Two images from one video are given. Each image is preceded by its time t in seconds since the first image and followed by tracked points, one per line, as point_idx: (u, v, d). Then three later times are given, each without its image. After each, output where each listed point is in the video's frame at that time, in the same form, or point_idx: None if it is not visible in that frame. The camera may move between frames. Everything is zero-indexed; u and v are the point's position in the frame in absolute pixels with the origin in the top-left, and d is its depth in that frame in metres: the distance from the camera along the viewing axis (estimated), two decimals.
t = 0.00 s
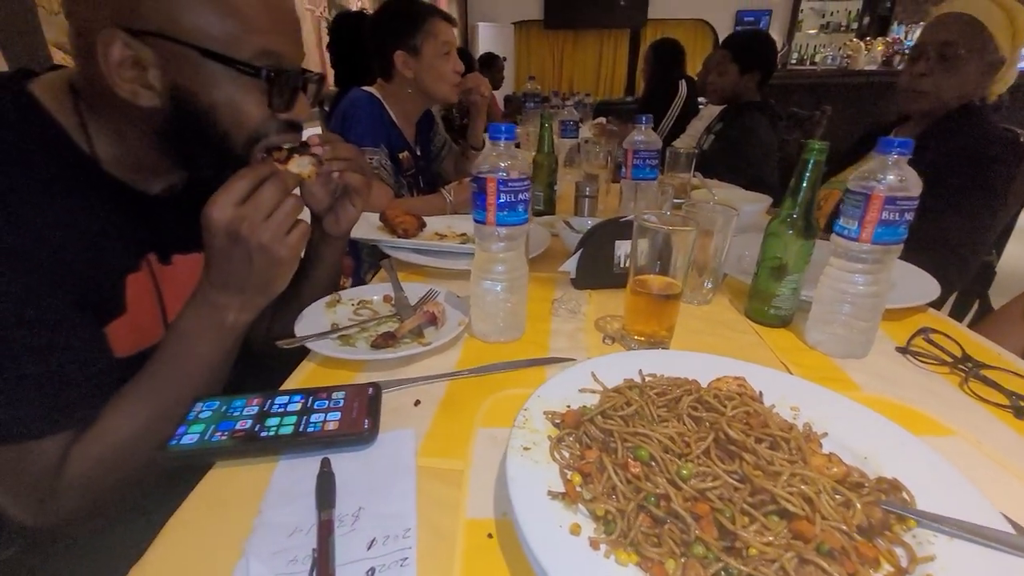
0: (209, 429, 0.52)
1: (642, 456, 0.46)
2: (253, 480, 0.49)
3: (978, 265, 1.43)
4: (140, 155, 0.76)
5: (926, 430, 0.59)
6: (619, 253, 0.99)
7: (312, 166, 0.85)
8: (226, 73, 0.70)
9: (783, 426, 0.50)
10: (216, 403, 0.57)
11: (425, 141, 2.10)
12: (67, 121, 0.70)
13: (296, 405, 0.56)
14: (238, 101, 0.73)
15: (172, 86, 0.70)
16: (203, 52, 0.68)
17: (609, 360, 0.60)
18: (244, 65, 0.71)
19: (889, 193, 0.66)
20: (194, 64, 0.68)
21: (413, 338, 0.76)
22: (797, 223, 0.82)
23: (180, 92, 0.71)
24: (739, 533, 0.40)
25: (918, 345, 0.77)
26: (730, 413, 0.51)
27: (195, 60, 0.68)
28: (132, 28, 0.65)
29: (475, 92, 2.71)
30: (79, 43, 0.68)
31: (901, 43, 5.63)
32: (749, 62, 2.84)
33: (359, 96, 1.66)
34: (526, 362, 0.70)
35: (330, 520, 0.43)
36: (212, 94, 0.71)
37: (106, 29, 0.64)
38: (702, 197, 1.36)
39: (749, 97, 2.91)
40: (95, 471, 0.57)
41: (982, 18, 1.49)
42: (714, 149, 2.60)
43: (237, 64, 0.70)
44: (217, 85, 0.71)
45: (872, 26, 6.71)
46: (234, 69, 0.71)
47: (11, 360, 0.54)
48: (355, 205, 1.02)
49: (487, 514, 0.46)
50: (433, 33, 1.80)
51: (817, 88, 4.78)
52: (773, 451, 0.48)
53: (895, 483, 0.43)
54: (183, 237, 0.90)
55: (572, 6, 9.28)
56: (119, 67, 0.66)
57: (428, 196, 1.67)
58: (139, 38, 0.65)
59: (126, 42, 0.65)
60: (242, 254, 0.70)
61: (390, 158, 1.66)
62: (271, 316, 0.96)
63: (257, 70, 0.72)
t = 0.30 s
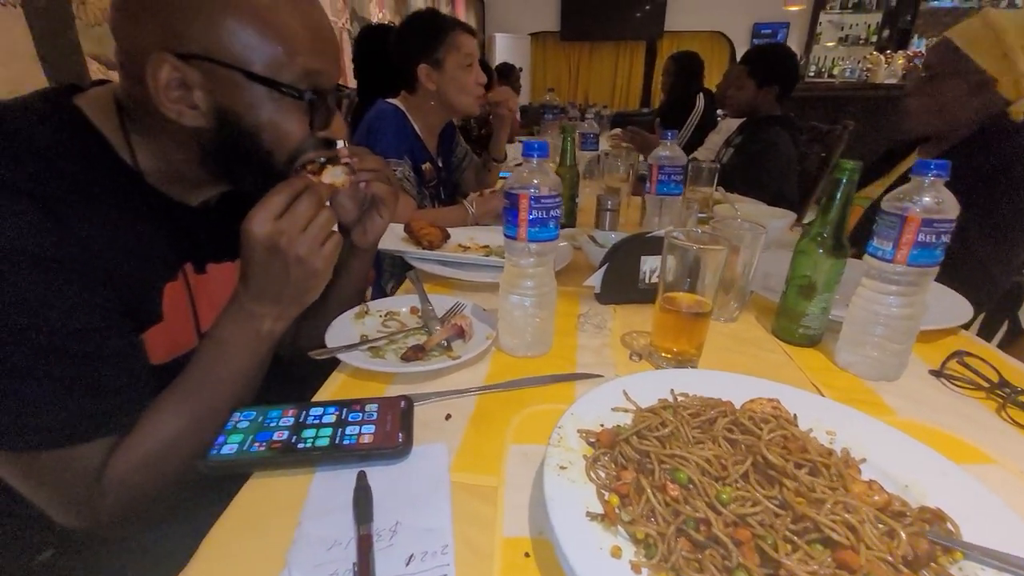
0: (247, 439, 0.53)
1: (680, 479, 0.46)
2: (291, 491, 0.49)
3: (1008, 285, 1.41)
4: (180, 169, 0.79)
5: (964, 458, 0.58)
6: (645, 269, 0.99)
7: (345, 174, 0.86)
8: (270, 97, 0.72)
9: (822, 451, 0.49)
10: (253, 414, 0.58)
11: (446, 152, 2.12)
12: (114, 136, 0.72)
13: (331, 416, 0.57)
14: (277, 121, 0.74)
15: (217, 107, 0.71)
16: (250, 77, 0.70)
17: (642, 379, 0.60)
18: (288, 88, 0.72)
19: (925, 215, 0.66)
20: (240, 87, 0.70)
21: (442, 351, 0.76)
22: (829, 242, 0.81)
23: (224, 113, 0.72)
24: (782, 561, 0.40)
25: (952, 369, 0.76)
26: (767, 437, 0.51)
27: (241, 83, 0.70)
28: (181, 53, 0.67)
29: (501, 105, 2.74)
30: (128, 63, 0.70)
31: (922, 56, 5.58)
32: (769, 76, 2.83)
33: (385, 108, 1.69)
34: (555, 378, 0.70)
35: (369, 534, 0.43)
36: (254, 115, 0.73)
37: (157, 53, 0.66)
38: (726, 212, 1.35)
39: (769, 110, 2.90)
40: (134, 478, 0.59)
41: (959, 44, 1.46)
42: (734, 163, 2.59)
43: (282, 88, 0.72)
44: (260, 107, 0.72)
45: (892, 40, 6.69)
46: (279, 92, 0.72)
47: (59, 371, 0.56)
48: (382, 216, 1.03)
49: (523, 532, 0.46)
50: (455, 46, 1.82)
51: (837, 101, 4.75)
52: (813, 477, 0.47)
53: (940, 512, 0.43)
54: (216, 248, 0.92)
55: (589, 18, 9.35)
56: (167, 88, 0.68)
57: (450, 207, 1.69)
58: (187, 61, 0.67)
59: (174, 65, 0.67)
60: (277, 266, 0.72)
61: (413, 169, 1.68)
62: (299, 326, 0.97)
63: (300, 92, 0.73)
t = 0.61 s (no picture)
0: (275, 449, 0.55)
1: (702, 496, 0.46)
2: (316, 502, 0.51)
3: None
4: (212, 185, 0.81)
5: (988, 478, 0.57)
6: (662, 282, 0.99)
7: (374, 189, 0.93)
8: (304, 121, 0.74)
9: (844, 471, 0.49)
10: (280, 424, 0.59)
11: (462, 164, 2.15)
12: (150, 155, 0.75)
13: (355, 427, 0.58)
14: (308, 143, 0.76)
15: (254, 132, 0.74)
16: (285, 103, 0.72)
17: (663, 395, 0.60)
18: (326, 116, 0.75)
19: (947, 232, 0.66)
20: (275, 112, 0.72)
21: (461, 363, 0.78)
22: (850, 258, 0.81)
23: (260, 138, 0.75)
24: None
25: (975, 387, 0.76)
26: (788, 455, 0.51)
27: (277, 109, 0.72)
28: (222, 81, 0.69)
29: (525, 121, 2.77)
30: (165, 87, 0.72)
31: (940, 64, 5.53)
32: (784, 86, 2.80)
33: (403, 121, 1.72)
34: (574, 392, 0.70)
35: (395, 545, 0.44)
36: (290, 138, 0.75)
37: (198, 81, 0.69)
38: (743, 225, 1.35)
39: (785, 121, 2.89)
40: (167, 483, 0.61)
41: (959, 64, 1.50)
42: (749, 173, 2.59)
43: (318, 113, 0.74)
44: (294, 131, 0.74)
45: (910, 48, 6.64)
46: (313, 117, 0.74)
47: (100, 384, 0.58)
48: (409, 230, 1.03)
49: (545, 546, 0.46)
50: (472, 59, 1.84)
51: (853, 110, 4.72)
52: (836, 496, 0.48)
53: (964, 535, 0.43)
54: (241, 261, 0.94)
55: (602, 28, 9.41)
56: (207, 114, 0.71)
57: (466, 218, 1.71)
58: (226, 89, 0.69)
59: (215, 92, 0.70)
60: (305, 280, 0.74)
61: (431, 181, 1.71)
62: (320, 336, 0.99)
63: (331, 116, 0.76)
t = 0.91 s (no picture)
0: (293, 459, 0.55)
1: (716, 512, 0.46)
2: (335, 511, 0.51)
3: None
4: (231, 199, 0.83)
5: (1006, 496, 0.57)
6: (674, 294, 0.99)
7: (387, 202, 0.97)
8: (325, 139, 0.76)
9: (860, 488, 0.49)
10: (298, 434, 0.60)
11: (474, 174, 2.17)
12: (171, 172, 0.77)
13: (371, 438, 0.59)
14: (328, 159, 0.78)
15: (277, 152, 0.75)
16: (304, 121, 0.74)
17: (676, 408, 0.60)
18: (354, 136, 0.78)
19: (963, 246, 0.65)
20: (295, 131, 0.74)
21: (475, 374, 0.78)
22: (865, 270, 0.81)
23: (278, 156, 0.76)
24: None
25: (993, 402, 0.75)
26: (803, 471, 0.51)
27: (298, 128, 0.74)
28: (246, 105, 0.71)
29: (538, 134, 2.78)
30: (184, 107, 0.74)
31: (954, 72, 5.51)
32: (795, 95, 2.78)
33: (416, 133, 1.74)
34: (587, 404, 0.71)
35: (411, 556, 0.45)
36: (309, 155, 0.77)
37: (222, 105, 0.70)
38: (755, 236, 1.35)
39: (798, 130, 2.88)
40: (187, 490, 0.63)
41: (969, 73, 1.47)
42: (761, 183, 2.58)
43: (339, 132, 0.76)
44: (314, 148, 0.76)
45: (923, 56, 6.62)
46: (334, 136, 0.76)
47: (124, 395, 0.59)
48: (427, 244, 1.04)
49: (560, 559, 0.47)
50: (485, 72, 1.86)
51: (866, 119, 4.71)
52: (852, 513, 0.47)
53: (983, 554, 0.43)
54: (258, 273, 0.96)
55: (613, 38, 9.46)
56: (233, 139, 0.72)
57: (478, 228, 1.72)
58: (252, 114, 0.71)
59: (240, 116, 0.71)
60: (324, 291, 0.75)
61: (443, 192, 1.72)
62: (334, 346, 1.00)
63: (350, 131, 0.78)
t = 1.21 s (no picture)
0: (306, 467, 0.56)
1: (724, 521, 0.47)
2: (346, 519, 0.52)
3: None
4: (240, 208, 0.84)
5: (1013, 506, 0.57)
6: (681, 302, 1.00)
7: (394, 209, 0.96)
8: (333, 149, 0.77)
9: (868, 498, 0.50)
10: (309, 442, 0.61)
11: (480, 181, 2.19)
12: (179, 186, 0.78)
13: (382, 446, 0.60)
14: (337, 169, 0.79)
15: (289, 165, 0.76)
16: (311, 133, 0.74)
17: (684, 418, 0.61)
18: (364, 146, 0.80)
19: (969, 256, 0.66)
20: (305, 142, 0.75)
21: (483, 382, 0.79)
22: (872, 279, 0.81)
23: (287, 169, 0.77)
24: None
25: (1000, 411, 0.75)
26: (810, 481, 0.52)
27: (306, 140, 0.75)
28: (261, 120, 0.72)
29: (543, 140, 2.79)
30: (192, 120, 0.74)
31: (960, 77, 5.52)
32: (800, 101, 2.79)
33: (423, 140, 1.76)
34: (595, 413, 0.71)
35: (423, 564, 0.46)
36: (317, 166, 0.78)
37: (237, 118, 0.71)
38: (761, 244, 1.36)
39: (804, 136, 2.88)
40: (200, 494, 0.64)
41: (977, 80, 1.47)
42: (766, 189, 2.59)
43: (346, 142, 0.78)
44: (322, 158, 0.77)
45: (929, 60, 6.62)
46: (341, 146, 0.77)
47: (137, 404, 0.60)
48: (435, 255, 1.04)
49: (569, 567, 0.47)
50: (491, 81, 1.88)
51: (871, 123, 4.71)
52: (859, 524, 0.48)
53: (990, 565, 0.43)
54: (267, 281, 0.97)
55: (617, 43, 9.49)
56: (247, 152, 0.73)
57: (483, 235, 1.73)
58: (265, 130, 0.72)
59: (254, 131, 0.72)
60: (334, 297, 0.75)
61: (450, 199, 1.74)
62: (341, 354, 1.01)
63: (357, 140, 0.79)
